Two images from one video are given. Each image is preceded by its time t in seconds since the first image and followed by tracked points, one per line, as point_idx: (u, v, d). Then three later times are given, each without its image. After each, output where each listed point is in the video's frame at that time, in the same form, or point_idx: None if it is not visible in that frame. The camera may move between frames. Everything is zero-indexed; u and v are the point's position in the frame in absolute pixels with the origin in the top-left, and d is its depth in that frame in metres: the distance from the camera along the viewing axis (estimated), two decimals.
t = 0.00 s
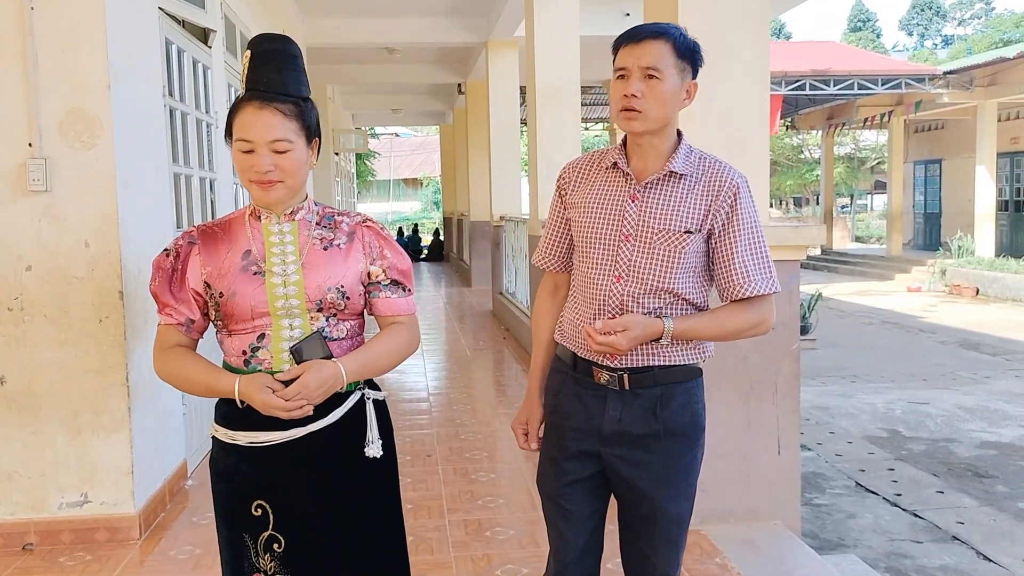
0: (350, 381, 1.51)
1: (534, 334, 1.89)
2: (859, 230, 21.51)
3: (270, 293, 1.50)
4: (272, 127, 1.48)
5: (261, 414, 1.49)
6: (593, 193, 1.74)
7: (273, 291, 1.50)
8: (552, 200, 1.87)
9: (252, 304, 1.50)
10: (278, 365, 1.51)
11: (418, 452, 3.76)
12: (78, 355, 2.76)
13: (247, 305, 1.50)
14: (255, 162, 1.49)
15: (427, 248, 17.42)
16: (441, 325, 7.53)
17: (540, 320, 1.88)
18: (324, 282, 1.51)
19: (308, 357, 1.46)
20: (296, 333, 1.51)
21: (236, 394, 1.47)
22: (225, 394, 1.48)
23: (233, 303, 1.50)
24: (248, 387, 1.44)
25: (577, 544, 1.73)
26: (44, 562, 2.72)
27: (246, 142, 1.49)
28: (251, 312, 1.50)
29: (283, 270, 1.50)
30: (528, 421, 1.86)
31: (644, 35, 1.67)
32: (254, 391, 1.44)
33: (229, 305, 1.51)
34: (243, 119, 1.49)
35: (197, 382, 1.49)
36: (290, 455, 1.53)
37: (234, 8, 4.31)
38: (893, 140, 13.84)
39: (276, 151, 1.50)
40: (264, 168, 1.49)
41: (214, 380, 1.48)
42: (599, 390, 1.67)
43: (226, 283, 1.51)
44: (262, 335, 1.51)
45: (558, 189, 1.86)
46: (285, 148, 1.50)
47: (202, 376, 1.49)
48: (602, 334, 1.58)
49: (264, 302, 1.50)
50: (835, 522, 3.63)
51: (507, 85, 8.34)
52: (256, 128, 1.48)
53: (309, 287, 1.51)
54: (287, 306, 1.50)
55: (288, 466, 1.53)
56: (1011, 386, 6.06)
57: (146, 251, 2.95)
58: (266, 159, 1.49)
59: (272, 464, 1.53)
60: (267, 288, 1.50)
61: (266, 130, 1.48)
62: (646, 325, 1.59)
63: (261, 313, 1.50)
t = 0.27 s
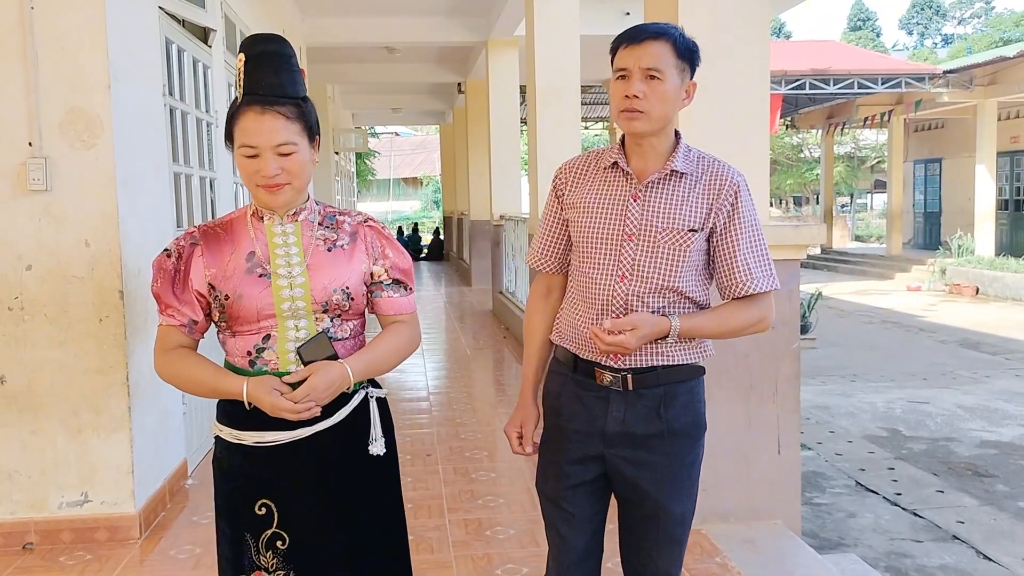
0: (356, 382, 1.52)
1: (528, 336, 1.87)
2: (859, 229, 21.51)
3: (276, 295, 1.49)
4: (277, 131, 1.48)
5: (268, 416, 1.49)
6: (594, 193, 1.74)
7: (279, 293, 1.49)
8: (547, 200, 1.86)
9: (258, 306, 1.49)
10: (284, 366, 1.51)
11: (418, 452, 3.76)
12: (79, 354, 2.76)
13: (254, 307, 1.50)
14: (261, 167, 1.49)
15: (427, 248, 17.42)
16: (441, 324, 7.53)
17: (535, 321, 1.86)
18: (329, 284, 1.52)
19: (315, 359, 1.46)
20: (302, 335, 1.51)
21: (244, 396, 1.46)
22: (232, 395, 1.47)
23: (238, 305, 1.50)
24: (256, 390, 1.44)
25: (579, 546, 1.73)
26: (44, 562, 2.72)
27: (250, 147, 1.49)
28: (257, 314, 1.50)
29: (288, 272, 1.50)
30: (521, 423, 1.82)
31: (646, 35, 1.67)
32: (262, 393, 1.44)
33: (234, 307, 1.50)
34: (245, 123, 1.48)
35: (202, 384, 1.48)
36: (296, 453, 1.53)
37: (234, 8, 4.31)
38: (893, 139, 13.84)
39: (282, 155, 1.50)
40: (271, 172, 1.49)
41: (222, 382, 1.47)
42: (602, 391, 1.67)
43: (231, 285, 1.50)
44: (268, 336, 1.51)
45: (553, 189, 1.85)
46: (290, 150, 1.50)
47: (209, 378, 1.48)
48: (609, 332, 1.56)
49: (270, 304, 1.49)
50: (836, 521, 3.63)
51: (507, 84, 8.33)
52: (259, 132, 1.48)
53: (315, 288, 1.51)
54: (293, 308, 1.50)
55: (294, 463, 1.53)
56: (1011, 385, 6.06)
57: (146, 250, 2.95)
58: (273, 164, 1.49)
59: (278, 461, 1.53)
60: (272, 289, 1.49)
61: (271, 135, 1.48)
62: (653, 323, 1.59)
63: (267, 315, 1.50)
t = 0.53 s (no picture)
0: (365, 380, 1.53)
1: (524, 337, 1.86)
2: (859, 229, 21.50)
3: (287, 295, 1.49)
4: (286, 133, 1.49)
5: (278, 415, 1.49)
6: (594, 192, 1.73)
7: (289, 293, 1.49)
8: (544, 201, 1.84)
9: (269, 307, 1.49)
10: (295, 365, 1.52)
11: (419, 452, 3.75)
12: (79, 354, 2.76)
13: (264, 307, 1.49)
14: (271, 169, 1.50)
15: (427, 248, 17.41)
16: (442, 324, 7.53)
17: (531, 321, 1.85)
18: (339, 284, 1.53)
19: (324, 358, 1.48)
20: (311, 335, 1.52)
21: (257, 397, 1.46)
22: (244, 396, 1.47)
23: (249, 306, 1.49)
24: (270, 392, 1.44)
25: (582, 548, 1.72)
26: (45, 561, 2.72)
27: (259, 149, 1.49)
28: (267, 315, 1.50)
29: (298, 272, 1.50)
30: (521, 427, 1.80)
31: (649, 35, 1.67)
32: (275, 394, 1.44)
33: (244, 308, 1.50)
34: (254, 125, 1.48)
35: (212, 385, 1.47)
36: (308, 449, 1.53)
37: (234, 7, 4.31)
38: (893, 139, 13.84)
39: (291, 156, 1.50)
40: (281, 174, 1.50)
41: (234, 384, 1.47)
42: (608, 392, 1.66)
43: (240, 286, 1.49)
44: (277, 336, 1.51)
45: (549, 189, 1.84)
46: (300, 152, 1.51)
47: (219, 380, 1.47)
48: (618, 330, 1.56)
49: (281, 304, 1.49)
50: (837, 521, 3.63)
51: (508, 84, 8.33)
52: (269, 134, 1.48)
53: (325, 288, 1.51)
54: (303, 308, 1.51)
55: (306, 460, 1.54)
56: (1012, 385, 6.06)
57: (147, 250, 2.95)
58: (283, 165, 1.50)
59: (289, 459, 1.53)
60: (282, 290, 1.49)
61: (281, 137, 1.49)
62: (660, 322, 1.59)
63: (276, 315, 1.50)
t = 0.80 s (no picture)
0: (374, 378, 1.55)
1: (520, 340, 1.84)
2: (859, 230, 21.50)
3: (297, 294, 1.50)
4: (295, 134, 1.51)
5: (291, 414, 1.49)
6: (596, 195, 1.71)
7: (300, 292, 1.50)
8: (538, 204, 1.81)
9: (279, 306, 1.50)
10: (305, 365, 1.52)
11: (419, 453, 3.76)
12: (80, 355, 2.77)
13: (275, 307, 1.50)
14: (280, 169, 1.51)
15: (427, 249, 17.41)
16: (442, 325, 7.53)
17: (526, 323, 1.83)
18: (347, 283, 1.54)
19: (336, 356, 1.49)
20: (319, 334, 1.53)
21: (268, 397, 1.46)
22: (255, 397, 1.47)
23: (260, 306, 1.49)
24: (283, 391, 1.45)
25: (589, 552, 1.71)
26: (45, 562, 2.73)
27: (269, 150, 1.50)
28: (277, 314, 1.50)
29: (307, 272, 1.51)
30: (525, 435, 1.79)
31: (650, 38, 1.67)
32: (287, 394, 1.45)
33: (254, 308, 1.50)
34: (264, 126, 1.50)
35: (222, 386, 1.46)
36: (317, 449, 1.54)
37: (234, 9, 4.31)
38: (893, 140, 13.85)
39: (300, 158, 1.52)
40: (290, 174, 1.51)
41: (246, 384, 1.46)
42: (618, 395, 1.65)
43: (251, 286, 1.49)
44: (287, 336, 1.51)
45: (543, 192, 1.81)
46: (308, 154, 1.53)
47: (231, 379, 1.46)
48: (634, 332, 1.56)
49: (291, 304, 1.50)
50: (836, 521, 3.63)
51: (507, 85, 8.34)
52: (279, 134, 1.50)
53: (334, 287, 1.53)
54: (313, 307, 1.52)
55: (317, 460, 1.54)
56: (1012, 386, 6.06)
57: (147, 252, 2.96)
58: (292, 166, 1.51)
59: (299, 459, 1.53)
60: (293, 289, 1.50)
61: (291, 137, 1.50)
62: (672, 323, 1.59)
63: (286, 315, 1.51)
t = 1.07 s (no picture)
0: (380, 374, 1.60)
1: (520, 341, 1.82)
2: (860, 231, 21.50)
3: (307, 292, 1.51)
4: (301, 133, 1.52)
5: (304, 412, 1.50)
6: (597, 197, 1.71)
7: (309, 289, 1.52)
8: (537, 207, 1.80)
9: (289, 304, 1.51)
10: (315, 363, 1.54)
11: (419, 453, 3.76)
12: (80, 356, 2.77)
13: (284, 304, 1.51)
14: (287, 168, 1.52)
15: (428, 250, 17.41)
16: (441, 326, 7.53)
17: (526, 324, 1.82)
18: (353, 280, 1.58)
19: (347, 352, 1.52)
20: (327, 331, 1.55)
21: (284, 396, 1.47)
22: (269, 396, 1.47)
23: (270, 304, 1.50)
24: (299, 388, 1.46)
25: (592, 551, 1.71)
26: (46, 563, 2.73)
27: (276, 149, 1.51)
28: (287, 312, 1.51)
29: (314, 270, 1.53)
30: (530, 437, 1.78)
31: (649, 40, 1.67)
32: (303, 391, 1.46)
33: (264, 307, 1.50)
34: (271, 125, 1.51)
35: (236, 386, 1.45)
36: (329, 446, 1.55)
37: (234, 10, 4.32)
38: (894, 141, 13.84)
39: (306, 157, 1.53)
40: (297, 173, 1.52)
41: (260, 383, 1.46)
42: (623, 394, 1.65)
43: (261, 285, 1.49)
44: (296, 334, 1.53)
45: (542, 195, 1.80)
46: (314, 153, 1.55)
47: (247, 379, 1.46)
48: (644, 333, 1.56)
49: (300, 302, 1.51)
50: (836, 522, 3.63)
51: (507, 86, 8.34)
52: (285, 133, 1.51)
53: (341, 285, 1.56)
54: (321, 304, 1.54)
55: (329, 457, 1.56)
56: (1013, 387, 6.05)
57: (147, 253, 2.96)
58: (298, 165, 1.52)
59: (313, 457, 1.54)
60: (302, 287, 1.51)
61: (297, 136, 1.52)
62: (678, 323, 1.60)
63: (296, 313, 1.52)
